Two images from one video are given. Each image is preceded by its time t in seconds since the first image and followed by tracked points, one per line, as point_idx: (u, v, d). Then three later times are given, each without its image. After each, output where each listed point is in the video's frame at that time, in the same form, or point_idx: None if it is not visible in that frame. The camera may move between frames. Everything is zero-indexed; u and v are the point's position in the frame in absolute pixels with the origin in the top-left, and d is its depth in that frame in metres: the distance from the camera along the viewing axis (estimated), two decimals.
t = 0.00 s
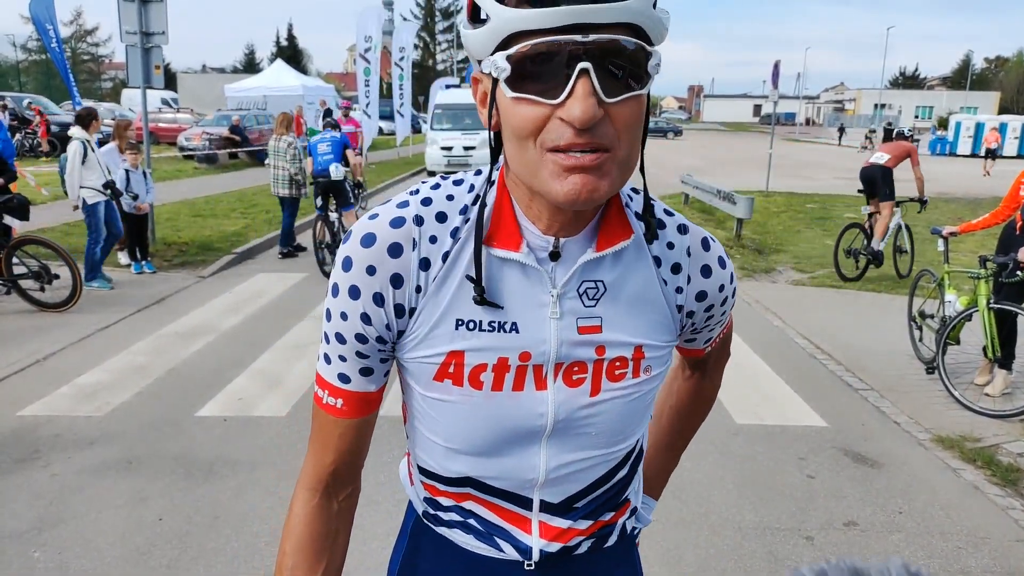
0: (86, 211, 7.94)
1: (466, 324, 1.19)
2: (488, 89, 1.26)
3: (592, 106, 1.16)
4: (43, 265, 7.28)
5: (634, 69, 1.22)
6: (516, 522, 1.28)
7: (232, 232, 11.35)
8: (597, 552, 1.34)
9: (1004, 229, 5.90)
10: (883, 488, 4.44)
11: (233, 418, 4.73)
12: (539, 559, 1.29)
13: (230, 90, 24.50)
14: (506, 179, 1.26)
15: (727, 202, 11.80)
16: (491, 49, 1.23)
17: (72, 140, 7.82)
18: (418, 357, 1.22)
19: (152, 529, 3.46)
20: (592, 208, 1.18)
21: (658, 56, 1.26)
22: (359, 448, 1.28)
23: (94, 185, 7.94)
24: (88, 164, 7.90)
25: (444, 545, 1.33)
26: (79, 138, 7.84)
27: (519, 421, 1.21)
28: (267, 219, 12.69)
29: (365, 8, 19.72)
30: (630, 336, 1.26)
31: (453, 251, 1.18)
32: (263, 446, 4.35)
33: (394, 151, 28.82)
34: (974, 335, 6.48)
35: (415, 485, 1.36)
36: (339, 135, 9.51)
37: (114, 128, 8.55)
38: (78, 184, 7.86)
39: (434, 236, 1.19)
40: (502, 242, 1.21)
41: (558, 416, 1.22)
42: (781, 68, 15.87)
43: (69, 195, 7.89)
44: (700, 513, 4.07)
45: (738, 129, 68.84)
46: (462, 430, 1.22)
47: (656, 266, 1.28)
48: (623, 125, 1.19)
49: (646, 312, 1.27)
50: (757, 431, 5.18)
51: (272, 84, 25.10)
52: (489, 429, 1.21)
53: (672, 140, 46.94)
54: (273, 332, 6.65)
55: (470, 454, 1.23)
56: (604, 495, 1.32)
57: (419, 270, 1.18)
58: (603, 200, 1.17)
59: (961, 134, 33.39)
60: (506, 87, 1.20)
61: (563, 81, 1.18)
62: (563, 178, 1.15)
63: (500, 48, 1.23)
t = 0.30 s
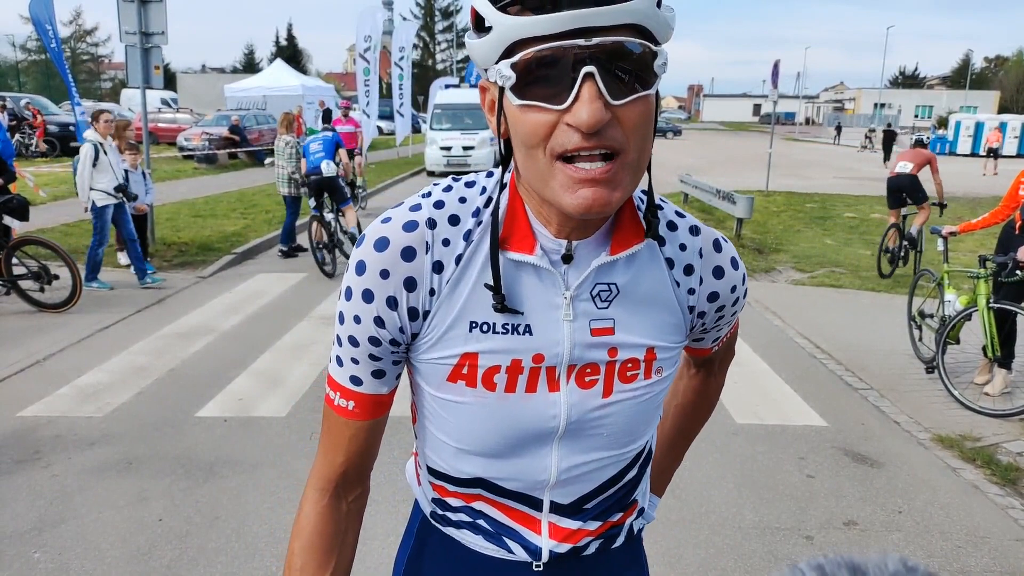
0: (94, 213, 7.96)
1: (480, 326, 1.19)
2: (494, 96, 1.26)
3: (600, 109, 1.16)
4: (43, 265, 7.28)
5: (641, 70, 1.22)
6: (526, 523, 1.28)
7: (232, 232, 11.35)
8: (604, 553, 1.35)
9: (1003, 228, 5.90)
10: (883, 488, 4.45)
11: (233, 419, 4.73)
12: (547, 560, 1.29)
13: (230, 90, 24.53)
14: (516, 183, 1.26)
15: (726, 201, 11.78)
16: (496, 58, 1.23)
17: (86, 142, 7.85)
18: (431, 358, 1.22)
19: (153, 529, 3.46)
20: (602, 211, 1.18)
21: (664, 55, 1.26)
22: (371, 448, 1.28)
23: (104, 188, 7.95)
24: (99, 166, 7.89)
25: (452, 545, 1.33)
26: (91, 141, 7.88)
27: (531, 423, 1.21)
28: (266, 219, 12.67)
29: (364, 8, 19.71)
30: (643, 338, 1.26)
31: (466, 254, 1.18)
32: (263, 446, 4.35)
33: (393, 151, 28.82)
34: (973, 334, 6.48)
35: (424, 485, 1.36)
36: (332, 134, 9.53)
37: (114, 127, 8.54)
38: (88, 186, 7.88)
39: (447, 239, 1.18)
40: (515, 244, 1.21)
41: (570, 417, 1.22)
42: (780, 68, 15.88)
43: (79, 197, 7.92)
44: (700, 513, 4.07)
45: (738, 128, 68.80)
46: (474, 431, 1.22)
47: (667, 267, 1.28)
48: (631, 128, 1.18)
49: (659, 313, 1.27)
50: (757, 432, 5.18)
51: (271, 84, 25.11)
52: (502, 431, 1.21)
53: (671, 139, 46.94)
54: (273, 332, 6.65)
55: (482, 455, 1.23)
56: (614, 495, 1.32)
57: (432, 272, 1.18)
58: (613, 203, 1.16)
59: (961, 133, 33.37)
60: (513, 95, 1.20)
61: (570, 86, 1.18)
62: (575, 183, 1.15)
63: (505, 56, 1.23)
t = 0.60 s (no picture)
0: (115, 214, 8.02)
1: (486, 322, 1.18)
2: (501, 89, 1.26)
3: (609, 101, 1.16)
4: (43, 265, 7.28)
5: (648, 63, 1.21)
6: (533, 522, 1.28)
7: (232, 232, 11.35)
8: (609, 554, 1.35)
9: (1003, 227, 5.91)
10: (882, 488, 4.45)
11: (233, 419, 4.74)
12: (554, 560, 1.29)
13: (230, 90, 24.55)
14: (521, 179, 1.25)
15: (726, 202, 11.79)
16: (505, 49, 1.22)
17: (104, 143, 7.86)
18: (437, 355, 1.20)
19: (153, 529, 3.46)
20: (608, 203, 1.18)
21: (671, 51, 1.26)
22: (377, 448, 1.26)
23: (123, 188, 7.97)
24: (117, 166, 7.89)
25: (458, 546, 1.32)
26: (109, 142, 7.87)
27: (539, 419, 1.20)
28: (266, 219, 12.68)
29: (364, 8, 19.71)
30: (648, 332, 1.25)
31: (471, 251, 1.17)
32: (263, 446, 4.36)
33: (393, 151, 28.83)
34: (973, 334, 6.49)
35: (427, 485, 1.35)
36: (329, 133, 9.55)
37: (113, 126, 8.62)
38: (107, 187, 7.92)
39: (451, 236, 1.17)
40: (520, 241, 1.20)
41: (577, 413, 1.21)
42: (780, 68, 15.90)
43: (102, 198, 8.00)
44: (699, 513, 4.08)
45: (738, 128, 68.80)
46: (481, 428, 1.21)
47: (670, 262, 1.28)
48: (638, 122, 1.18)
49: (665, 306, 1.27)
50: (757, 431, 5.18)
51: (271, 84, 25.12)
52: (509, 427, 1.20)
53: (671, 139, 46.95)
54: (273, 332, 6.65)
55: (488, 453, 1.22)
56: (621, 493, 1.32)
57: (437, 269, 1.17)
58: (620, 195, 1.16)
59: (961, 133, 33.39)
60: (521, 86, 1.20)
61: (579, 78, 1.17)
62: (580, 174, 1.14)
63: (514, 47, 1.22)
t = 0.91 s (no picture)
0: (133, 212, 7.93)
1: (494, 320, 1.18)
2: (520, 80, 1.26)
3: (630, 98, 1.16)
4: (44, 264, 7.30)
5: (668, 62, 1.22)
6: (536, 521, 1.28)
7: (232, 232, 11.36)
8: (610, 553, 1.36)
9: (1002, 228, 5.92)
10: (880, 488, 4.46)
11: (233, 418, 4.75)
12: (555, 559, 1.29)
13: (230, 90, 24.61)
14: (535, 175, 1.25)
15: (726, 202, 11.77)
16: (527, 42, 1.23)
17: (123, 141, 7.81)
18: (446, 351, 1.21)
19: (153, 527, 3.47)
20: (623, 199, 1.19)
21: (692, 50, 1.26)
22: (382, 447, 1.26)
23: (139, 187, 7.91)
24: (134, 165, 7.83)
25: (458, 545, 1.33)
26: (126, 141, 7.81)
27: (545, 417, 1.20)
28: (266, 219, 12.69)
29: (365, 8, 19.72)
30: (654, 331, 1.26)
31: (481, 249, 1.18)
32: (263, 445, 4.37)
33: (394, 151, 28.83)
34: (972, 334, 6.49)
35: (430, 484, 1.35)
36: (328, 133, 9.56)
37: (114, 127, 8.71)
38: (124, 184, 7.89)
39: (462, 234, 1.18)
40: (531, 239, 1.20)
41: (583, 411, 1.21)
42: (780, 69, 15.92)
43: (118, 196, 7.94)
44: (697, 512, 4.09)
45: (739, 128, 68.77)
46: (488, 426, 1.21)
47: (678, 261, 1.30)
48: (657, 119, 1.19)
49: (671, 303, 1.28)
50: (755, 431, 5.20)
51: (272, 84, 25.13)
52: (516, 424, 1.21)
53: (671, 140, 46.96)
54: (274, 332, 6.66)
55: (495, 451, 1.23)
56: (623, 493, 1.33)
57: (448, 267, 1.17)
58: (635, 192, 1.17)
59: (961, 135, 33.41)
60: (542, 78, 1.20)
61: (600, 73, 1.18)
62: (597, 169, 1.15)
63: (537, 39, 1.22)
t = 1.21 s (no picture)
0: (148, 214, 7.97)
1: (510, 321, 1.18)
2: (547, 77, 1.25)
3: (661, 103, 1.16)
4: (45, 265, 7.30)
5: (700, 69, 1.22)
6: (541, 520, 1.29)
7: (233, 233, 11.37)
8: (613, 552, 1.37)
9: (1003, 227, 5.92)
10: (881, 486, 4.47)
11: (234, 418, 4.75)
12: (560, 557, 1.30)
13: (230, 91, 24.63)
14: (556, 174, 1.24)
15: (726, 201, 11.77)
16: (559, 42, 1.21)
17: (137, 142, 7.80)
18: (460, 351, 1.20)
19: (155, 527, 3.48)
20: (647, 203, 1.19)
21: (723, 57, 1.26)
22: (393, 448, 1.26)
23: (153, 188, 7.91)
24: (148, 166, 7.84)
25: (463, 545, 1.33)
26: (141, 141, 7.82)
27: (558, 417, 1.21)
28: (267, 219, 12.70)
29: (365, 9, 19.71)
30: (664, 334, 1.26)
31: (500, 249, 1.16)
32: (264, 445, 4.38)
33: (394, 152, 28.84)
34: (972, 333, 6.50)
35: (434, 483, 1.35)
36: (328, 134, 9.59)
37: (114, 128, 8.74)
38: (137, 186, 7.87)
39: (481, 235, 1.16)
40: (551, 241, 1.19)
41: (594, 412, 1.22)
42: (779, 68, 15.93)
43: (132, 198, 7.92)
44: (698, 511, 4.10)
45: (739, 128, 68.77)
46: (501, 427, 1.21)
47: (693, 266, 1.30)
48: (687, 124, 1.19)
49: (684, 308, 1.29)
50: (757, 430, 5.20)
51: (271, 84, 25.15)
52: (530, 425, 1.21)
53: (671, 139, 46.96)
54: (275, 332, 6.67)
55: (506, 451, 1.23)
56: (627, 494, 1.34)
57: (466, 267, 1.16)
58: (660, 197, 1.17)
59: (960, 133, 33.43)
60: (572, 78, 1.19)
61: (632, 76, 1.18)
62: (624, 171, 1.15)
63: (568, 40, 1.21)
